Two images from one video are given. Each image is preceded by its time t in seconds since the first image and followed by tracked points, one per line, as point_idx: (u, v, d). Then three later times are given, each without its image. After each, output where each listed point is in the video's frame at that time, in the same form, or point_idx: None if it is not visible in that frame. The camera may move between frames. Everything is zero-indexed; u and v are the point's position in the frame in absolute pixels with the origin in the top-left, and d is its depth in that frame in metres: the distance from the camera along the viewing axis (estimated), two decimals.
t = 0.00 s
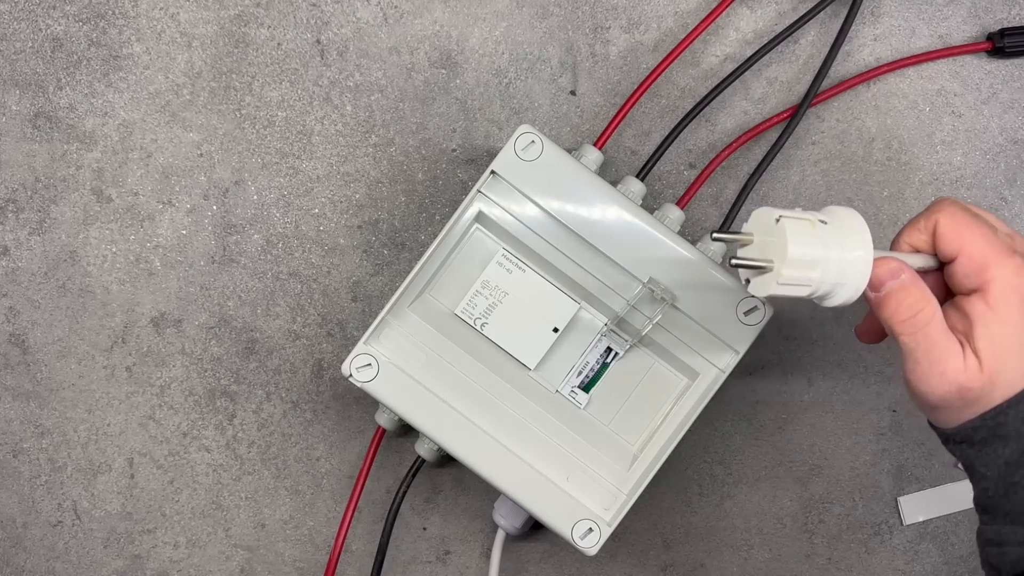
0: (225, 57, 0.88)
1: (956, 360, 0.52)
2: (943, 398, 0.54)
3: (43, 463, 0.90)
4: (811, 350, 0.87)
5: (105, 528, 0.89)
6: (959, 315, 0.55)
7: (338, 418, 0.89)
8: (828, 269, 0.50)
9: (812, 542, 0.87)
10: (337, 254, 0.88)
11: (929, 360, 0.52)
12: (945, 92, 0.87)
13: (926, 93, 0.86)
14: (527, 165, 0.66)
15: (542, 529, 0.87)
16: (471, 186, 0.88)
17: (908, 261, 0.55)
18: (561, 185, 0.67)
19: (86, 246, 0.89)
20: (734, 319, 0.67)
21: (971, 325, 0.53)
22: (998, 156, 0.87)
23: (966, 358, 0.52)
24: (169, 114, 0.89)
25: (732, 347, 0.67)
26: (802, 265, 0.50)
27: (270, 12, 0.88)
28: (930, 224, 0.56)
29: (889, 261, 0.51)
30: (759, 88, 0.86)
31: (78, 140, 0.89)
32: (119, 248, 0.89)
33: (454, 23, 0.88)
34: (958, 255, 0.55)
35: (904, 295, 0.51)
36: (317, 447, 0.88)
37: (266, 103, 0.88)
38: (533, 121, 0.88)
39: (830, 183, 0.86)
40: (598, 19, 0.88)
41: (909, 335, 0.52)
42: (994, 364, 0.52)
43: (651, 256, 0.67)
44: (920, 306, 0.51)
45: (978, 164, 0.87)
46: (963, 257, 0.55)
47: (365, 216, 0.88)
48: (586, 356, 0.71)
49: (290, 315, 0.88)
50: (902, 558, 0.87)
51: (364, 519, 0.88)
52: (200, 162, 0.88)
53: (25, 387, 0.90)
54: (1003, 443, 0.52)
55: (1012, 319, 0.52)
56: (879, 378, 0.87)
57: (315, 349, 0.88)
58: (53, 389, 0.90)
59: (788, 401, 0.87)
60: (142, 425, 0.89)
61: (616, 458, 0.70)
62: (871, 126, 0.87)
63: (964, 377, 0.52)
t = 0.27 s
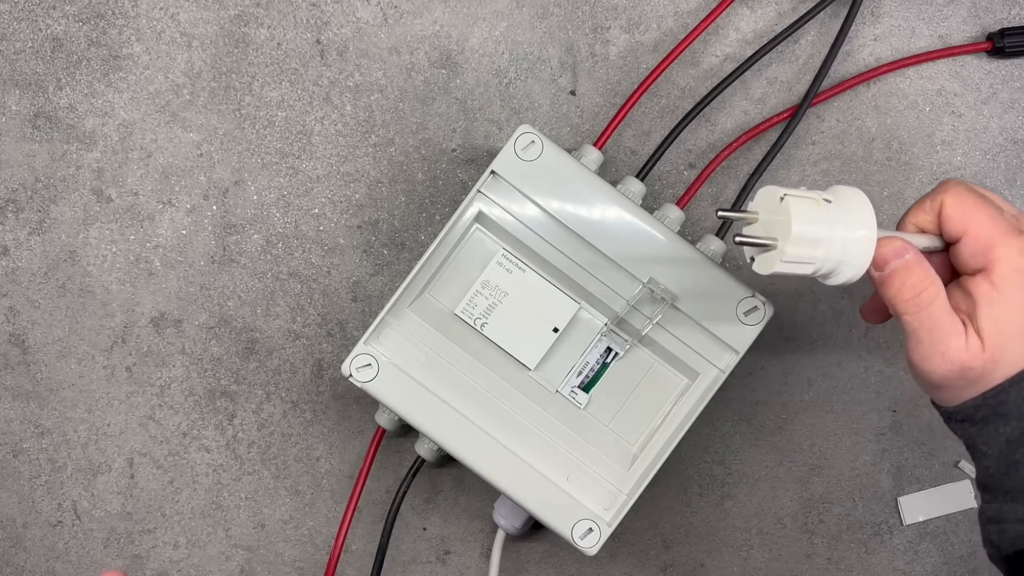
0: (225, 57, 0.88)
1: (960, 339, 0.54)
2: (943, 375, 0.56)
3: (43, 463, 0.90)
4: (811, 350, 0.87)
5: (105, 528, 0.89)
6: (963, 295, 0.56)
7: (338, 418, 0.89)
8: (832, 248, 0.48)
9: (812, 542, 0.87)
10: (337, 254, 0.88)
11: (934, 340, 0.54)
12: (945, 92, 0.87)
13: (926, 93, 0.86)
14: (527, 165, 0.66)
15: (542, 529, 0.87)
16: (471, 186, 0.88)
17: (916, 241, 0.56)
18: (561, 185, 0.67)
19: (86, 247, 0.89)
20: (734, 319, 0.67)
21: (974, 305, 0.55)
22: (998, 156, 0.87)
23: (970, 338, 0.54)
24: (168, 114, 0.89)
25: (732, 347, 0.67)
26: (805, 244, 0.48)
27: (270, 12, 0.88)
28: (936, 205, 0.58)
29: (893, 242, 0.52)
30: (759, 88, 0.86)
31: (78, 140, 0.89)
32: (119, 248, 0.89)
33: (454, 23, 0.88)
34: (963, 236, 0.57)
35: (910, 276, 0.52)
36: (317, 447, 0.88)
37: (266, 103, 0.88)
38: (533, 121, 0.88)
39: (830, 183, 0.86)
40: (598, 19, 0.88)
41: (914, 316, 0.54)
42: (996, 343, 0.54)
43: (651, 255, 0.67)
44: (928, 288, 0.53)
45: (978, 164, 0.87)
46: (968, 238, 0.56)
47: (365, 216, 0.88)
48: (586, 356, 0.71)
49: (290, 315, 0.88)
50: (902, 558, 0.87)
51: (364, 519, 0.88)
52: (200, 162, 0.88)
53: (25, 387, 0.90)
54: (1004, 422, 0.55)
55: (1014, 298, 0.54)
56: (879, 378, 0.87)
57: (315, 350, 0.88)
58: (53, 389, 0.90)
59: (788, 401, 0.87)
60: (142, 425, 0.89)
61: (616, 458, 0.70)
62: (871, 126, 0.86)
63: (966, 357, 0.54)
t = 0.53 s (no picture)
0: (225, 57, 0.88)
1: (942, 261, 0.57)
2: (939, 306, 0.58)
3: (43, 463, 0.90)
4: (811, 350, 0.87)
5: (105, 528, 0.89)
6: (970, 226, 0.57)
7: (338, 418, 0.89)
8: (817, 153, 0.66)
9: (812, 542, 0.87)
10: (337, 254, 0.88)
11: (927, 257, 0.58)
12: (945, 92, 0.87)
13: (926, 93, 0.86)
14: (527, 165, 0.66)
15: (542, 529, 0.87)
16: (471, 186, 0.88)
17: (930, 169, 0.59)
18: (560, 185, 0.67)
19: (86, 246, 0.89)
20: (734, 318, 0.67)
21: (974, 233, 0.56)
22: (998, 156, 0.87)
23: (960, 256, 0.56)
24: (168, 114, 0.89)
25: (732, 347, 0.67)
26: (790, 144, 0.66)
27: (270, 12, 0.88)
28: (959, 141, 0.60)
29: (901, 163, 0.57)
30: (759, 88, 0.86)
31: (78, 140, 0.89)
32: (119, 248, 0.89)
33: (454, 23, 0.88)
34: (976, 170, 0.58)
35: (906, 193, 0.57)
36: (317, 447, 0.88)
37: (266, 103, 0.88)
38: (533, 121, 0.88)
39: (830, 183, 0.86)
40: (598, 19, 0.88)
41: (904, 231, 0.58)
42: (985, 266, 0.55)
43: (651, 255, 0.67)
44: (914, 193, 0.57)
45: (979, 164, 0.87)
46: (980, 171, 0.57)
47: (365, 216, 0.88)
48: (585, 356, 0.71)
49: (290, 315, 0.88)
50: (902, 558, 0.87)
51: (364, 519, 0.88)
52: (200, 162, 0.88)
53: (25, 387, 0.90)
54: (1006, 350, 0.52)
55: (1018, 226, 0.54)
56: (879, 378, 0.87)
57: (315, 350, 0.88)
58: (53, 389, 0.90)
59: (788, 401, 0.87)
60: (142, 425, 0.89)
61: (616, 458, 0.70)
62: (871, 126, 0.86)
63: (951, 273, 0.56)
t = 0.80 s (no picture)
0: (225, 57, 0.88)
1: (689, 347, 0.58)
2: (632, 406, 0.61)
3: (42, 463, 0.90)
4: (811, 350, 0.87)
5: (105, 528, 0.89)
6: None
7: (338, 418, 0.89)
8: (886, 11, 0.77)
9: (812, 542, 0.87)
10: (337, 254, 0.88)
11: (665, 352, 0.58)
12: (945, 92, 0.87)
13: (926, 93, 0.86)
14: (527, 164, 0.66)
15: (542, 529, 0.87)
16: (471, 186, 0.88)
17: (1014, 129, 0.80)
18: (561, 186, 0.67)
19: (86, 246, 0.89)
20: (734, 318, 0.67)
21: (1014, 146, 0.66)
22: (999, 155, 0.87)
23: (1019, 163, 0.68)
24: (168, 114, 0.89)
25: (732, 347, 0.67)
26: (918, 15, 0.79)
27: (270, 12, 0.88)
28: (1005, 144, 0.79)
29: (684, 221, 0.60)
30: (759, 88, 0.86)
31: (79, 140, 0.89)
32: (119, 248, 0.89)
33: (454, 23, 0.88)
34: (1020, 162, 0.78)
35: None
36: (317, 447, 0.88)
37: (266, 103, 0.88)
38: (533, 121, 0.88)
39: (830, 183, 0.86)
40: (598, 19, 0.88)
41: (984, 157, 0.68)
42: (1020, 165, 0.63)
43: (651, 255, 0.67)
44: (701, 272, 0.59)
45: (979, 164, 0.87)
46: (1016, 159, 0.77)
47: (365, 216, 0.88)
48: (586, 356, 0.71)
49: (290, 315, 0.88)
50: (902, 558, 0.87)
51: (364, 519, 0.88)
52: (200, 162, 0.88)
53: (25, 387, 0.90)
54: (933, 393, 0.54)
55: None
56: (879, 378, 0.87)
57: (315, 349, 0.88)
58: (53, 389, 0.90)
59: (788, 401, 0.87)
60: (142, 425, 0.89)
61: (616, 458, 0.70)
62: (871, 126, 0.86)
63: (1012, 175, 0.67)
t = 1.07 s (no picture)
0: (225, 57, 0.88)
1: (543, 418, 0.63)
2: (509, 488, 0.63)
3: (42, 463, 0.90)
4: (811, 350, 0.87)
5: (105, 528, 0.89)
6: None
7: (338, 418, 0.89)
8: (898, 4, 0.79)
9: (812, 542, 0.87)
10: (337, 254, 0.88)
11: (531, 418, 0.64)
12: (945, 92, 0.87)
13: (926, 93, 0.87)
14: (527, 164, 0.67)
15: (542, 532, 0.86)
16: (471, 186, 0.88)
17: None
18: (561, 186, 0.67)
19: (86, 246, 0.89)
20: (733, 318, 0.67)
21: None
22: (998, 156, 0.87)
23: None
24: (168, 114, 0.89)
25: (732, 347, 0.67)
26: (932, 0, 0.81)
27: (270, 12, 0.88)
28: None
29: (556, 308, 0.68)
30: (759, 88, 0.87)
31: (79, 140, 0.89)
32: (119, 248, 0.89)
33: (455, 23, 0.88)
34: None
35: None
36: (317, 447, 0.88)
37: (266, 103, 0.88)
38: (533, 121, 0.88)
39: (830, 183, 0.86)
40: (598, 19, 0.88)
41: None
42: None
43: (650, 255, 0.67)
44: (561, 349, 0.66)
45: (978, 164, 0.87)
46: None
47: (365, 216, 0.88)
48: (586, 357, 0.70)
49: (290, 315, 0.88)
50: (902, 558, 0.87)
51: (364, 519, 0.88)
52: (200, 162, 0.88)
53: (25, 386, 0.90)
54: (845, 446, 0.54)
55: None
56: (879, 378, 0.87)
57: (315, 349, 0.88)
58: (53, 389, 0.90)
59: (788, 401, 0.87)
60: (142, 425, 0.89)
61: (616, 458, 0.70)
62: (871, 126, 0.87)
63: None
